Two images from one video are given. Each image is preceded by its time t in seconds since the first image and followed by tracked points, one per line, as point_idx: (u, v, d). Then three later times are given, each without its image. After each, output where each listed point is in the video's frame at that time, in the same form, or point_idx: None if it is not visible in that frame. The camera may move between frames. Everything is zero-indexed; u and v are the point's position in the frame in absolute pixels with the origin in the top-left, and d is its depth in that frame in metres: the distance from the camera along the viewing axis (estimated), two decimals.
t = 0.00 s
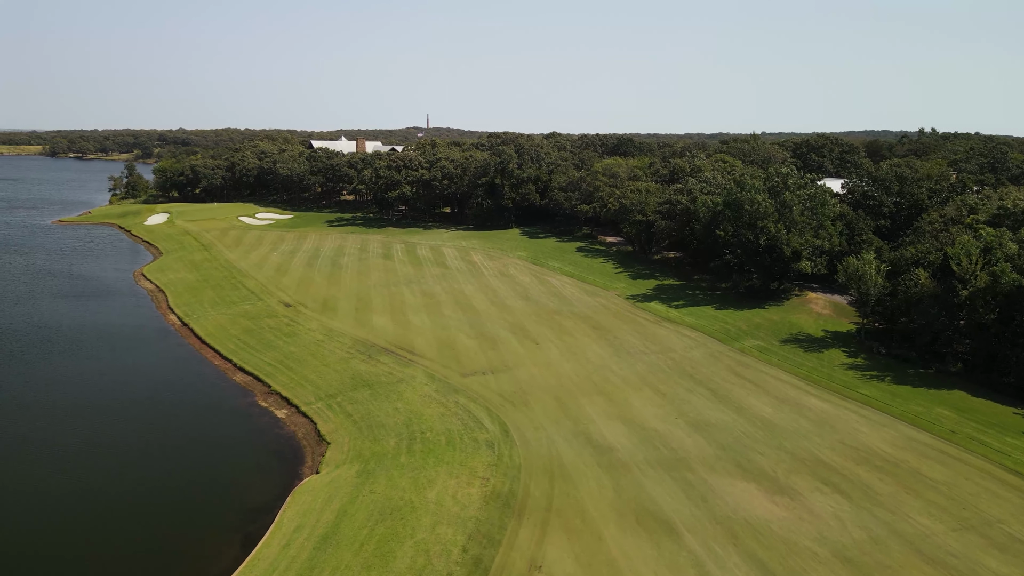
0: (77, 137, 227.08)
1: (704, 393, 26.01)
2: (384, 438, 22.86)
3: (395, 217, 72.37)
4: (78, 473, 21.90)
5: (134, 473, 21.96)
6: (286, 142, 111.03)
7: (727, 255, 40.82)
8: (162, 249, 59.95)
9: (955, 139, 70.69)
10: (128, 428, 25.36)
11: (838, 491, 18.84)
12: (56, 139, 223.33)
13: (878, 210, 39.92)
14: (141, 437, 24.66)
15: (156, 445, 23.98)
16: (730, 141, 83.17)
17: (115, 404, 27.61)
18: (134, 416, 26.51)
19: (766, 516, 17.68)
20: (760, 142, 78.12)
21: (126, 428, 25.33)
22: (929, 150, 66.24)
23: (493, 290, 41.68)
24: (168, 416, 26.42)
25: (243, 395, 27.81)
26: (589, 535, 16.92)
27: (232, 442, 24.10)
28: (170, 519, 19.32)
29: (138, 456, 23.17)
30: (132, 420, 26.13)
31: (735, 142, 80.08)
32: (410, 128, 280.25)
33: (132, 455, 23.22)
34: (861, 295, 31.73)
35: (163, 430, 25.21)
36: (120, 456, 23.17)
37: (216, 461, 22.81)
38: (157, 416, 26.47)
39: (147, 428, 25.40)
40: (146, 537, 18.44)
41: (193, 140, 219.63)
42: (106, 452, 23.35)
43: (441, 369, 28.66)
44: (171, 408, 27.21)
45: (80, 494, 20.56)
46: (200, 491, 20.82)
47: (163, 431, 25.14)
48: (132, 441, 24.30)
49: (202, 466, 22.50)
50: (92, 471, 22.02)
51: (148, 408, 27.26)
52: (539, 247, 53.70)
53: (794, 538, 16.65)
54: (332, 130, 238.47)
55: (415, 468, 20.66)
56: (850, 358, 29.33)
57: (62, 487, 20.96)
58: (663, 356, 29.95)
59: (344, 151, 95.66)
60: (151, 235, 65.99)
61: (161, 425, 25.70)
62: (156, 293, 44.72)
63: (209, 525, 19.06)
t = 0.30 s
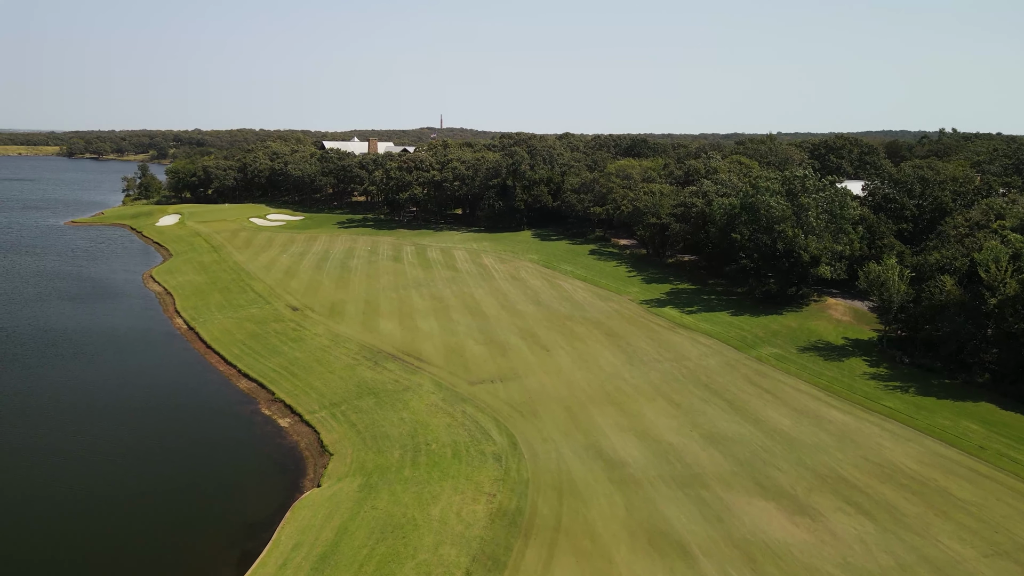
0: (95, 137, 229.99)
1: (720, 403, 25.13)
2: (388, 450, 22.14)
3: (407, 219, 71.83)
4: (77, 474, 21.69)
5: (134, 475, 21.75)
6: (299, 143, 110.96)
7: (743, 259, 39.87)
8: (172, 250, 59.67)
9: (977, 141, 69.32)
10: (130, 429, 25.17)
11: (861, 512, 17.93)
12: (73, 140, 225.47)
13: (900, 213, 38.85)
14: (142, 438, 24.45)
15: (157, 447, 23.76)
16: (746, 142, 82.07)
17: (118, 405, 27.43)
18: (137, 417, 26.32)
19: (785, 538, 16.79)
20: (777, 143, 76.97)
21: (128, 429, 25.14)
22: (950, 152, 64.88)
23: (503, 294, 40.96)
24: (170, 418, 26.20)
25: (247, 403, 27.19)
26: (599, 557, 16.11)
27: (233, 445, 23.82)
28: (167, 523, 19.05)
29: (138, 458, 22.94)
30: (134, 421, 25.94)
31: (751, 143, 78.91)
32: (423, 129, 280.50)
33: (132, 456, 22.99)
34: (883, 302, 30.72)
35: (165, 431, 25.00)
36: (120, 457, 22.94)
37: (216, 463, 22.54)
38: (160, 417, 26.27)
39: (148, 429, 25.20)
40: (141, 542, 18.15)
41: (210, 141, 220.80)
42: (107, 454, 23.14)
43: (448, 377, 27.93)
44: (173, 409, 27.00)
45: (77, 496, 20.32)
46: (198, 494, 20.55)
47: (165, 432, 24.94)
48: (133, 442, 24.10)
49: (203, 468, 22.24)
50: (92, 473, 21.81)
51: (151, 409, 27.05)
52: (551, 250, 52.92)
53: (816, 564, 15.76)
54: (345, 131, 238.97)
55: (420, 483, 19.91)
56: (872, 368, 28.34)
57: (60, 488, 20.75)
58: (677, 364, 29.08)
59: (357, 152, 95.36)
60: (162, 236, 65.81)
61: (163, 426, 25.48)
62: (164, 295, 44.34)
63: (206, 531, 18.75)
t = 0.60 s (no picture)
0: (108, 138, 231.59)
1: (733, 415, 24.28)
2: (389, 462, 21.46)
3: (415, 220, 71.26)
4: (76, 479, 21.63)
5: (133, 479, 21.67)
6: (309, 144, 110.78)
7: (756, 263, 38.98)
8: (180, 252, 59.36)
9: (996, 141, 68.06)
10: (129, 433, 25.09)
11: (883, 534, 17.07)
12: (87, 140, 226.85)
13: (919, 217, 38.17)
14: (142, 442, 24.37)
15: (156, 451, 23.67)
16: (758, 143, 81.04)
17: (119, 408, 27.35)
18: (137, 420, 26.24)
19: (803, 562, 15.97)
20: (790, 143, 75.90)
21: (128, 433, 25.07)
22: (968, 153, 63.67)
23: (511, 298, 40.24)
24: (171, 421, 26.11)
25: (247, 411, 26.59)
26: None
27: (233, 449, 23.73)
28: (164, 528, 18.96)
29: (137, 462, 22.86)
30: (135, 424, 25.86)
31: (764, 144, 77.92)
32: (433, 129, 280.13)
33: (132, 460, 22.91)
34: (902, 309, 29.77)
35: (165, 435, 24.91)
36: (120, 461, 22.87)
37: (214, 468, 22.43)
38: (160, 421, 26.18)
39: (148, 433, 25.13)
40: (138, 549, 18.04)
41: (221, 142, 221.48)
42: (106, 458, 23.07)
43: (453, 385, 27.21)
44: (174, 412, 26.89)
45: (76, 501, 20.25)
46: (194, 505, 20.11)
47: (166, 436, 24.89)
48: (133, 446, 24.02)
49: (201, 473, 22.12)
50: (90, 477, 21.74)
51: (152, 412, 26.95)
52: (560, 253, 52.17)
53: None
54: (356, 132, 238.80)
55: (421, 498, 19.20)
56: (890, 377, 27.41)
57: (59, 494, 20.70)
58: (689, 372, 28.24)
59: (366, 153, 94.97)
60: (170, 238, 65.55)
61: (162, 430, 25.39)
62: (169, 298, 43.91)
63: (202, 537, 18.60)
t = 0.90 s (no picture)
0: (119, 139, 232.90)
1: (747, 426, 23.46)
2: (390, 475, 20.78)
3: (423, 222, 70.66)
4: (76, 479, 21.67)
5: (130, 486, 21.27)
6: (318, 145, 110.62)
7: (769, 267, 38.11)
8: (186, 254, 59.07)
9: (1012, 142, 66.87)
10: (130, 432, 25.12)
11: (905, 557, 16.24)
12: (99, 141, 228.74)
13: (937, 220, 37.02)
14: (142, 442, 24.40)
15: (157, 451, 23.68)
16: (770, 144, 80.11)
17: (120, 408, 27.34)
18: (138, 420, 26.25)
19: None
20: (803, 143, 74.85)
21: (129, 432, 25.10)
22: (985, 153, 62.51)
23: (518, 302, 39.54)
24: (172, 421, 26.11)
25: (247, 418, 26.02)
26: None
27: (232, 450, 23.69)
28: (160, 539, 18.55)
29: (137, 462, 22.89)
30: (136, 424, 25.88)
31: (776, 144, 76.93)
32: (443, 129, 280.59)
33: (132, 460, 22.93)
34: (922, 317, 28.84)
35: (165, 435, 24.93)
36: (119, 461, 22.90)
37: (212, 468, 22.41)
38: (161, 421, 26.19)
39: (149, 432, 25.17)
40: (137, 551, 18.00)
41: (232, 142, 222.52)
42: (106, 458, 23.11)
43: (457, 393, 26.49)
44: (174, 412, 26.89)
45: (75, 502, 20.29)
46: (191, 514, 19.70)
47: (166, 436, 24.90)
48: (133, 446, 24.05)
49: (200, 481, 21.67)
50: (90, 478, 21.78)
51: (152, 412, 26.96)
52: (569, 255, 51.42)
53: None
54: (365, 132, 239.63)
55: (421, 514, 18.51)
56: (909, 387, 26.51)
57: (59, 494, 20.76)
58: (700, 381, 27.42)
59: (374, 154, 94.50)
60: (176, 239, 65.25)
61: (163, 430, 25.39)
62: (172, 301, 43.48)
63: (200, 545, 18.34)
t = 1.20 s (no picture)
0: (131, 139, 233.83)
1: (762, 439, 22.58)
2: (392, 490, 20.07)
3: (432, 224, 70.06)
4: (75, 480, 21.40)
5: (127, 493, 20.76)
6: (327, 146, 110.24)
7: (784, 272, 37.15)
8: (193, 255, 58.74)
9: None
10: (130, 432, 24.93)
11: None
12: (112, 141, 229.73)
13: (959, 224, 35.87)
14: (142, 442, 24.23)
15: (156, 452, 23.50)
16: (783, 145, 79.06)
17: (121, 407, 27.15)
18: (139, 420, 26.08)
19: None
20: (817, 144, 73.77)
21: (129, 432, 24.94)
22: (1005, 155, 61.26)
23: (527, 306, 38.78)
24: (172, 422, 25.93)
25: (248, 426, 25.41)
26: None
27: (232, 451, 23.55)
28: (155, 548, 18.02)
29: (136, 466, 22.50)
30: (136, 424, 25.70)
31: (790, 145, 75.88)
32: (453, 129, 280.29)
33: (132, 461, 22.74)
34: (944, 325, 27.86)
35: (165, 435, 24.75)
36: (118, 466, 22.40)
37: (212, 470, 22.27)
38: (161, 420, 26.02)
39: (149, 432, 25.01)
40: (132, 560, 17.49)
41: (243, 142, 222.87)
42: (104, 463, 22.61)
43: (463, 403, 25.72)
44: (175, 412, 26.73)
45: (75, 501, 20.10)
46: (188, 524, 19.15)
47: (166, 436, 24.76)
48: (133, 446, 23.87)
49: (199, 489, 21.13)
50: (90, 477, 21.58)
51: (153, 412, 26.80)
52: (579, 258, 50.60)
53: None
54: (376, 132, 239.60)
55: (422, 531, 17.79)
56: (932, 399, 25.54)
57: (59, 494, 20.52)
58: (714, 390, 26.55)
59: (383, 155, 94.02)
60: (184, 241, 64.91)
61: (163, 430, 25.23)
62: (178, 304, 43.02)
63: (196, 555, 17.79)
